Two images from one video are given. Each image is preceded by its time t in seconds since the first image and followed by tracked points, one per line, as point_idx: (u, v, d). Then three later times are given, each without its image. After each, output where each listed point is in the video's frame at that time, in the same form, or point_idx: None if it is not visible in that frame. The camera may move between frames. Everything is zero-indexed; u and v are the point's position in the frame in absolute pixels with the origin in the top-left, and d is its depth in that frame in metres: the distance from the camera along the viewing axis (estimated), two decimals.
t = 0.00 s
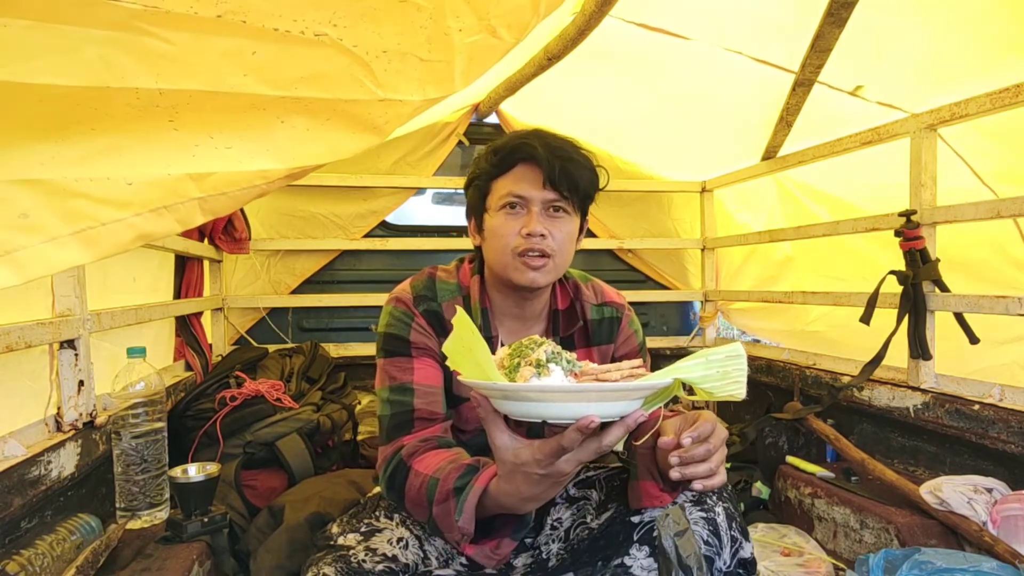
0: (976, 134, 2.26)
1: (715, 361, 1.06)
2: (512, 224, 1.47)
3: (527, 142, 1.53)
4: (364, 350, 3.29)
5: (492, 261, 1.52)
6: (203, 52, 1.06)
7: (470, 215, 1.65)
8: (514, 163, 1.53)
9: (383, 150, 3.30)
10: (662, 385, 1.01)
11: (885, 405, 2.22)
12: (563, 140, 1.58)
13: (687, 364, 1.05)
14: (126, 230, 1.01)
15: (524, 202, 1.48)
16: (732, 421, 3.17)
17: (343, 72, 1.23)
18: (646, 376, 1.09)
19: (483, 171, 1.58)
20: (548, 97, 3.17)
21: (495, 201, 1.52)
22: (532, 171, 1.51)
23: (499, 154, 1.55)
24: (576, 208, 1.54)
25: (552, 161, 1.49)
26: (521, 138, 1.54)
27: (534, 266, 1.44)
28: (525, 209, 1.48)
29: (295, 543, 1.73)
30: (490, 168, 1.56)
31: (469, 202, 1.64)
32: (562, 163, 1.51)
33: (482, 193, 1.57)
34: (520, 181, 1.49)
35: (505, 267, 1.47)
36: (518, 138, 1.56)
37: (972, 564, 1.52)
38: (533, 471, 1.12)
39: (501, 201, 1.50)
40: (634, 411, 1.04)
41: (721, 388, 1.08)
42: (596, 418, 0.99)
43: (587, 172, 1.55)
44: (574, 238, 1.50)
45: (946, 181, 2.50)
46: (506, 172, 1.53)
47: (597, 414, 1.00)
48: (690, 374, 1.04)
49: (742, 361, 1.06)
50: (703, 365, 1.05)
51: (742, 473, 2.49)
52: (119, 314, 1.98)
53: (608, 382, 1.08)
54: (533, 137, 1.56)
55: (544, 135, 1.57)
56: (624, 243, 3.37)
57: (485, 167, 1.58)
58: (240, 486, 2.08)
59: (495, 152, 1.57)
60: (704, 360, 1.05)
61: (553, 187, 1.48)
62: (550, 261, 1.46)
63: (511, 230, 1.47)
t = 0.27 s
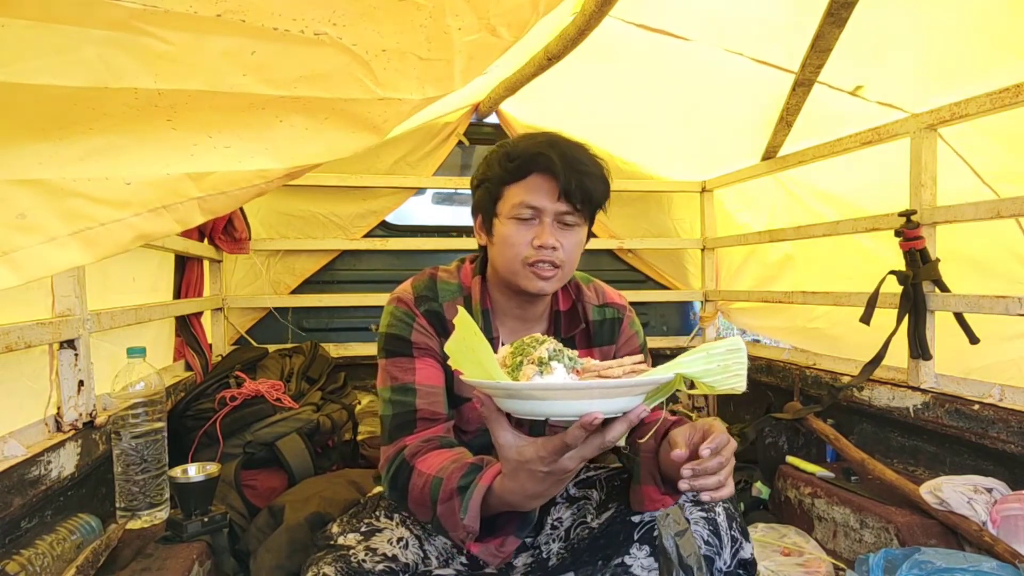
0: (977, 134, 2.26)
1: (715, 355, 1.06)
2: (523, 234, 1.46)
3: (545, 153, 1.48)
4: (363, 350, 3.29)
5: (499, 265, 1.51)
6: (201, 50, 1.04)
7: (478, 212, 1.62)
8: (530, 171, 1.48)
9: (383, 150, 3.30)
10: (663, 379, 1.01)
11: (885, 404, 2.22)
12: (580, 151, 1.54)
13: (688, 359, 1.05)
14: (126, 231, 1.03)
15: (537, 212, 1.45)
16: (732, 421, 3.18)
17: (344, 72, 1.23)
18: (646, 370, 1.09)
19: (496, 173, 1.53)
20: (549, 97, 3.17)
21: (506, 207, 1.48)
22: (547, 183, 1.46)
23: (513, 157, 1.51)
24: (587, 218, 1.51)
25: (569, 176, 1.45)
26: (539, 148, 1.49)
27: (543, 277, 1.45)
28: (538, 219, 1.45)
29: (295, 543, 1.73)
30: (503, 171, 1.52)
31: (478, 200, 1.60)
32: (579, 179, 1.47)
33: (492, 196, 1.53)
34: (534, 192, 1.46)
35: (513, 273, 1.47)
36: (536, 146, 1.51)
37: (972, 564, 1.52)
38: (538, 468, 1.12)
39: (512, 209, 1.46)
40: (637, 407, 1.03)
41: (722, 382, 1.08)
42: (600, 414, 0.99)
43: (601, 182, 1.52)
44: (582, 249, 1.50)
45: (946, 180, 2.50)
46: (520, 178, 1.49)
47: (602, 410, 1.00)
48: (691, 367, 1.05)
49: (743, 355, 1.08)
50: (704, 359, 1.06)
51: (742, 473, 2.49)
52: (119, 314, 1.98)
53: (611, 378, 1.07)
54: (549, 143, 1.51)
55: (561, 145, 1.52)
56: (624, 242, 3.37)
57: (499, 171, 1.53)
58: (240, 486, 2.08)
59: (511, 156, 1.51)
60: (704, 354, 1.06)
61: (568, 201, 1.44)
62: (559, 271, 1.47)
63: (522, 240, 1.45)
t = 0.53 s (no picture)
0: (977, 134, 2.26)
1: (691, 357, 1.07)
2: (520, 231, 1.46)
3: (543, 153, 1.48)
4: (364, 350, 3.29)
5: (495, 262, 1.52)
6: (204, 54, 1.06)
7: (475, 208, 1.61)
8: (527, 170, 1.48)
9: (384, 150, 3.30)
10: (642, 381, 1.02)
11: (885, 404, 2.22)
12: (576, 150, 1.55)
13: (667, 359, 1.06)
14: (128, 232, 1.02)
15: (534, 210, 1.46)
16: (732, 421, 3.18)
17: (343, 72, 1.22)
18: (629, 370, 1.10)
19: (493, 171, 1.53)
20: (549, 97, 3.16)
21: (504, 206, 1.48)
22: (544, 182, 1.47)
23: (511, 156, 1.51)
24: (583, 216, 1.52)
25: (567, 176, 1.46)
26: (537, 147, 1.49)
27: (539, 273, 1.46)
28: (534, 217, 1.46)
29: (294, 543, 1.73)
30: (500, 170, 1.51)
31: (476, 197, 1.60)
32: (576, 179, 1.48)
33: (490, 195, 1.53)
34: (532, 191, 1.46)
35: (510, 270, 1.48)
36: (534, 145, 1.51)
37: (972, 564, 1.52)
38: (527, 464, 1.13)
39: (510, 207, 1.47)
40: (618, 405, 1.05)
41: (697, 381, 1.08)
42: (586, 413, 1.01)
43: (597, 182, 1.53)
44: (577, 246, 1.51)
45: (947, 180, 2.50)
46: (517, 177, 1.49)
47: (588, 409, 1.02)
48: (669, 368, 1.06)
49: (716, 356, 1.09)
50: (680, 360, 1.06)
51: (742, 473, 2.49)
52: (120, 314, 1.98)
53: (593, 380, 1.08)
54: (546, 143, 1.51)
55: (558, 144, 1.53)
56: (624, 242, 3.37)
57: (497, 170, 1.53)
58: (240, 486, 2.09)
59: (509, 155, 1.51)
60: (680, 355, 1.06)
61: (564, 200, 1.45)
62: (554, 267, 1.47)
63: (519, 237, 1.46)
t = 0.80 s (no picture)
0: (977, 134, 2.26)
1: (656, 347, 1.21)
2: (499, 227, 1.47)
3: (515, 149, 1.48)
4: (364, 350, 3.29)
5: (477, 259, 1.53)
6: (204, 60, 1.07)
7: (453, 208, 1.61)
8: (502, 167, 1.48)
9: (384, 150, 3.30)
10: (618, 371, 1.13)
11: (885, 404, 2.22)
12: (550, 144, 1.55)
13: (637, 352, 1.22)
14: (129, 231, 1.02)
15: (511, 206, 1.46)
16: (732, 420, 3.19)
17: (341, 76, 1.23)
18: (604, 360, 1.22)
19: (468, 171, 1.53)
20: (550, 97, 3.16)
21: (481, 204, 1.49)
22: (519, 177, 1.47)
23: (484, 155, 1.51)
24: (560, 207, 1.53)
25: (540, 170, 1.46)
26: (509, 144, 1.49)
27: (520, 266, 1.47)
28: (512, 213, 1.47)
29: (294, 543, 1.73)
30: (475, 169, 1.52)
31: (453, 197, 1.60)
32: (550, 173, 1.48)
33: (467, 194, 1.53)
34: (507, 188, 1.46)
35: (492, 265, 1.49)
36: (507, 142, 1.51)
37: (972, 564, 1.51)
38: (516, 447, 1.20)
39: (487, 205, 1.47)
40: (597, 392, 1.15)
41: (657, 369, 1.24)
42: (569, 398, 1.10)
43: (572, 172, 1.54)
44: (555, 238, 1.52)
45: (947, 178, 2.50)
46: (492, 175, 1.49)
47: (572, 395, 1.11)
48: (638, 358, 1.23)
49: (679, 349, 1.21)
50: (646, 351, 1.24)
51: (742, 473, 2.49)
52: (119, 314, 1.98)
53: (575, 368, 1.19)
54: (519, 139, 1.52)
55: (531, 139, 1.53)
56: (624, 243, 3.37)
57: (471, 169, 1.53)
58: (240, 486, 2.09)
59: (482, 153, 1.51)
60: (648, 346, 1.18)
61: (540, 193, 1.46)
62: (535, 259, 1.48)
63: (498, 233, 1.47)
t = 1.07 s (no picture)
0: (977, 134, 2.26)
1: (646, 349, 1.24)
2: (480, 234, 1.49)
3: (489, 157, 1.48)
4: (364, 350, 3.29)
5: (461, 264, 1.55)
6: (203, 58, 1.07)
7: (429, 214, 1.61)
8: (476, 175, 1.49)
9: (383, 150, 3.30)
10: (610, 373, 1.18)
11: (885, 404, 2.22)
12: (519, 148, 1.56)
13: (626, 353, 1.22)
14: (129, 230, 1.01)
15: (489, 213, 1.48)
16: (732, 419, 3.20)
17: (341, 76, 1.23)
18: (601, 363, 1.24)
19: (442, 181, 1.52)
20: (550, 97, 3.16)
21: (460, 212, 1.50)
22: (495, 184, 1.49)
23: (457, 164, 1.50)
24: (535, 205, 1.56)
25: (515, 175, 1.48)
26: (483, 152, 1.49)
27: (503, 269, 1.51)
28: (491, 218, 1.49)
29: (295, 543, 1.74)
30: (449, 179, 1.52)
31: (428, 204, 1.60)
32: (524, 178, 1.50)
33: (444, 202, 1.54)
34: (485, 196, 1.48)
35: (476, 270, 1.52)
36: (479, 151, 1.51)
37: (972, 564, 1.51)
38: (519, 440, 1.28)
39: (466, 213, 1.49)
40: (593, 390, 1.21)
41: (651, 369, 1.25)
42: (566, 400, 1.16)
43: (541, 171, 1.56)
44: (532, 236, 1.55)
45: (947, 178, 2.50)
46: (467, 184, 1.50)
47: (567, 395, 1.15)
48: (629, 361, 1.22)
49: (666, 348, 1.27)
50: (637, 353, 1.23)
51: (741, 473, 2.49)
52: (119, 314, 1.98)
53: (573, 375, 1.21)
54: (490, 146, 1.52)
55: (503, 145, 1.53)
56: (624, 242, 3.37)
57: (445, 178, 1.53)
58: (240, 486, 2.09)
59: (456, 162, 1.51)
60: (637, 348, 1.23)
61: (515, 196, 1.48)
62: (517, 259, 1.52)
63: (479, 239, 1.49)
